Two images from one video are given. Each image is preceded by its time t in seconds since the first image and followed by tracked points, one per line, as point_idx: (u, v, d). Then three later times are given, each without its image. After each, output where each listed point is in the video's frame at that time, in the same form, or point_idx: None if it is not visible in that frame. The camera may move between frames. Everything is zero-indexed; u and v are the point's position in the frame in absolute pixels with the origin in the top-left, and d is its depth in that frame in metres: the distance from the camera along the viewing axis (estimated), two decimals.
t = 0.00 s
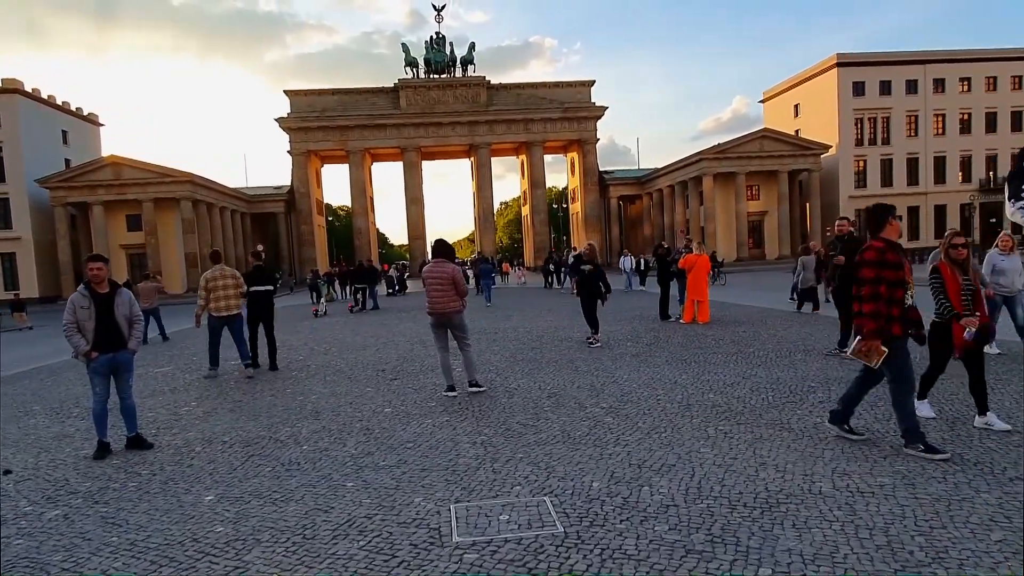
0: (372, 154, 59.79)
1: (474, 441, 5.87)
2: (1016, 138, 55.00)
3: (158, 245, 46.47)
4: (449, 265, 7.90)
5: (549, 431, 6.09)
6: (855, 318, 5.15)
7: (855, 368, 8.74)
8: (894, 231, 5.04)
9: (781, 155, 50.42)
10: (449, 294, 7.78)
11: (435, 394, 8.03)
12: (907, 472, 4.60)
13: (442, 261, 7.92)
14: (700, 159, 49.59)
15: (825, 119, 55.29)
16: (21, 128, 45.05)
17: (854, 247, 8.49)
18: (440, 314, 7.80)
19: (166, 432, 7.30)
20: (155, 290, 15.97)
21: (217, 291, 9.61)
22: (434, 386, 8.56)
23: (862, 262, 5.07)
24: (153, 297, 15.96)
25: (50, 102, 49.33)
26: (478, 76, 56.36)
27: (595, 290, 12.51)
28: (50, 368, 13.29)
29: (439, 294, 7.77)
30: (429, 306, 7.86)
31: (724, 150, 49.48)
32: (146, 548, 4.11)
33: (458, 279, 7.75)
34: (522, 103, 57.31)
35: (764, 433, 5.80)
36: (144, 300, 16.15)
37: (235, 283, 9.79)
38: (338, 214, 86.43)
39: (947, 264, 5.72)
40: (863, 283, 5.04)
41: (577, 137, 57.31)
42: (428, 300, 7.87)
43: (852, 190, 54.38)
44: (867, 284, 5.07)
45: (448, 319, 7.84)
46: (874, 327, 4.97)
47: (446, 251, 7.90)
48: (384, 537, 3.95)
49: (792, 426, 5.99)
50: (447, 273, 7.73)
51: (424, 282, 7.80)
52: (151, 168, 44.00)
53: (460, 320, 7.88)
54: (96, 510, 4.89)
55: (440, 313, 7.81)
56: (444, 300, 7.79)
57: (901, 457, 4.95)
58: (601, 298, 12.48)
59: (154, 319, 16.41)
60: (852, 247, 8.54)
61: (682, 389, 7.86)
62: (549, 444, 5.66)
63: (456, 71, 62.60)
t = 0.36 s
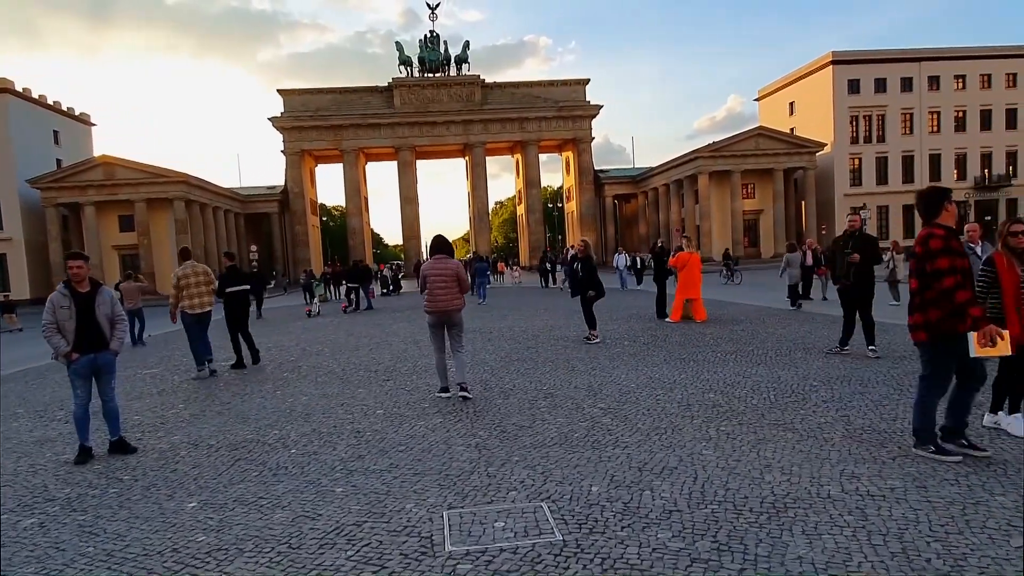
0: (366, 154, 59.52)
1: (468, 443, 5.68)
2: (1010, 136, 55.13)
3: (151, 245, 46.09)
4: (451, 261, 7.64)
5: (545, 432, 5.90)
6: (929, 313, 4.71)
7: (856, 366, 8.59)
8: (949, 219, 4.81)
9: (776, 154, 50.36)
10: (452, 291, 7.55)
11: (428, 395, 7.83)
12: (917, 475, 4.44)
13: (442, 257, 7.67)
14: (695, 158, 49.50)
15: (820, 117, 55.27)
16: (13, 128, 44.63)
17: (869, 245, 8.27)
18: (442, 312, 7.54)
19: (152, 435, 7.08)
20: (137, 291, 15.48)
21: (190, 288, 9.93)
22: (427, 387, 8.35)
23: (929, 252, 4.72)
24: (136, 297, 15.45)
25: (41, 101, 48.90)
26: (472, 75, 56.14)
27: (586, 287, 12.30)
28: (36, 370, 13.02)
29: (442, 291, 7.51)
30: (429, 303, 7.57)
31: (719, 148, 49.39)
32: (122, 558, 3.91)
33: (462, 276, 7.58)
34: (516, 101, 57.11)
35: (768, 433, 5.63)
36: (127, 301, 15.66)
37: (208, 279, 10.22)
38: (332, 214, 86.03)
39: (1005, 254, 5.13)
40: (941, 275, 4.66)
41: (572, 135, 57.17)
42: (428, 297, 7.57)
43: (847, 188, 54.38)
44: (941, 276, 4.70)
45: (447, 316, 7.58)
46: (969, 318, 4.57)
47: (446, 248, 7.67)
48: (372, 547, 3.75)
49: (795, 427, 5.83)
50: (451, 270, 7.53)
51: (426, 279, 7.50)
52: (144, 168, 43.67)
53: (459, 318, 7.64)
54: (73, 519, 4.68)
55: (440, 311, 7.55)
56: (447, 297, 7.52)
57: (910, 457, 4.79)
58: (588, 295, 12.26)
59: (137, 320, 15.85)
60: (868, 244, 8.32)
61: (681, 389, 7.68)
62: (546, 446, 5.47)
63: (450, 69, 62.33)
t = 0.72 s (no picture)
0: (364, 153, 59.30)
1: (467, 453, 5.46)
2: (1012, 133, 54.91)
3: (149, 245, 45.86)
4: (460, 263, 7.23)
5: (547, 440, 5.68)
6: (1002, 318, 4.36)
7: (865, 369, 8.36)
8: None
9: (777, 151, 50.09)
10: (461, 293, 7.09)
11: (426, 400, 7.61)
12: (938, 487, 4.21)
13: (449, 258, 7.28)
14: (695, 156, 49.27)
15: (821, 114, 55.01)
16: (10, 128, 44.42)
17: (896, 244, 8.01)
18: (450, 315, 7.03)
19: (141, 443, 6.87)
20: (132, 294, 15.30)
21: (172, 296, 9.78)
22: (425, 391, 8.12)
23: (1010, 249, 4.25)
24: (130, 299, 15.27)
25: (39, 101, 48.67)
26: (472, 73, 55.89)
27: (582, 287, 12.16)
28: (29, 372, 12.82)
29: (452, 292, 7.04)
30: (435, 304, 7.02)
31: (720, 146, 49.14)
32: None
33: (471, 278, 7.16)
34: (516, 100, 56.86)
35: (779, 441, 5.40)
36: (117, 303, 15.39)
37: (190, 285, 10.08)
38: (331, 213, 85.77)
39: None
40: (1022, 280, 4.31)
41: (572, 134, 56.92)
42: (434, 298, 7.05)
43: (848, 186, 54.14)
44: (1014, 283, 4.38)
45: (454, 321, 7.08)
46: None
47: (453, 249, 7.30)
48: (364, 569, 3.53)
49: (806, 434, 5.61)
50: (460, 271, 7.13)
51: (432, 279, 7.05)
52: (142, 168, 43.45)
53: (468, 322, 7.18)
54: (53, 535, 4.47)
55: (448, 314, 7.02)
56: (455, 300, 7.04)
57: (930, 468, 4.57)
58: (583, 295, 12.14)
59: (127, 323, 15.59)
60: (893, 242, 8.05)
61: (686, 393, 7.46)
62: (548, 456, 5.25)
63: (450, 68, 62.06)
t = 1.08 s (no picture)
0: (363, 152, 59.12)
1: (468, 460, 5.26)
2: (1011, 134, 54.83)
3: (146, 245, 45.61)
4: (464, 264, 7.06)
5: (552, 447, 5.49)
6: None
7: (873, 373, 8.20)
8: None
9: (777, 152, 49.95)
10: (466, 295, 6.90)
11: (426, 404, 7.42)
12: (962, 498, 4.02)
13: (454, 258, 7.08)
14: (694, 156, 49.12)
15: (820, 115, 54.89)
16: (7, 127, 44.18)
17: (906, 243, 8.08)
18: (457, 317, 6.81)
19: (131, 448, 6.69)
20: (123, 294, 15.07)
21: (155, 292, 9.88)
22: (425, 395, 7.93)
23: None
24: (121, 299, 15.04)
25: (36, 100, 48.43)
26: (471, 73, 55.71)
27: (588, 286, 11.98)
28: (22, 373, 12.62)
29: (458, 294, 6.84)
30: (440, 307, 6.81)
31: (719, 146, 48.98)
32: None
33: (476, 280, 6.98)
34: (515, 99, 56.69)
35: (791, 448, 5.21)
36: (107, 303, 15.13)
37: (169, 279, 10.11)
38: (329, 214, 85.54)
39: None
40: None
41: (571, 134, 56.78)
42: (439, 300, 6.84)
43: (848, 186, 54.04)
44: None
45: (462, 321, 6.85)
46: None
47: (458, 249, 7.11)
48: None
49: (820, 440, 5.42)
50: (466, 272, 6.95)
51: (437, 281, 6.87)
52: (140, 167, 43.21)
53: (474, 325, 6.95)
54: (37, 547, 4.27)
55: (454, 317, 6.81)
56: (462, 302, 6.85)
57: (951, 477, 4.39)
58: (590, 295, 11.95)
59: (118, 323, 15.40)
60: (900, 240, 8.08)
61: (693, 397, 7.27)
62: (553, 463, 5.06)
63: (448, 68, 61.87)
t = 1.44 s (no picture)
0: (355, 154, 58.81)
1: (466, 473, 5.01)
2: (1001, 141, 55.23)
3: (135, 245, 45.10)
4: (464, 268, 6.83)
5: (555, 458, 5.26)
6: None
7: (879, 381, 8.01)
8: None
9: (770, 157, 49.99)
10: (465, 299, 6.67)
11: (422, 411, 7.16)
12: (991, 517, 3.82)
13: (454, 262, 6.84)
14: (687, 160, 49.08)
15: (812, 120, 55.08)
16: None
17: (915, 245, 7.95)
18: (456, 322, 6.57)
19: (113, 456, 6.38)
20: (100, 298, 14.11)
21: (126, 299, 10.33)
22: (421, 401, 7.67)
23: None
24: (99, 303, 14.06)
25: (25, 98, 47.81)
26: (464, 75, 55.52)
27: (590, 291, 11.76)
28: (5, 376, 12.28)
29: (457, 299, 6.61)
30: (439, 312, 6.58)
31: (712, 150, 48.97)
32: None
33: (476, 284, 6.74)
34: (507, 102, 56.52)
35: (805, 461, 5.00)
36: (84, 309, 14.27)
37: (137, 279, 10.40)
38: (321, 215, 85.15)
39: None
40: None
41: (564, 137, 56.63)
42: (438, 305, 6.60)
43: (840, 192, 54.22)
44: None
45: (461, 327, 6.62)
46: None
47: (457, 252, 6.87)
48: None
49: (834, 453, 5.21)
50: (465, 277, 6.70)
51: (435, 284, 6.63)
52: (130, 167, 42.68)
53: (473, 330, 6.71)
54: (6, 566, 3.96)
55: (454, 322, 6.57)
56: (461, 307, 6.62)
57: (975, 494, 4.20)
58: (592, 301, 11.71)
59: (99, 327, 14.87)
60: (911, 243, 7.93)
61: (697, 406, 7.05)
62: (556, 476, 4.81)
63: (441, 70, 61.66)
